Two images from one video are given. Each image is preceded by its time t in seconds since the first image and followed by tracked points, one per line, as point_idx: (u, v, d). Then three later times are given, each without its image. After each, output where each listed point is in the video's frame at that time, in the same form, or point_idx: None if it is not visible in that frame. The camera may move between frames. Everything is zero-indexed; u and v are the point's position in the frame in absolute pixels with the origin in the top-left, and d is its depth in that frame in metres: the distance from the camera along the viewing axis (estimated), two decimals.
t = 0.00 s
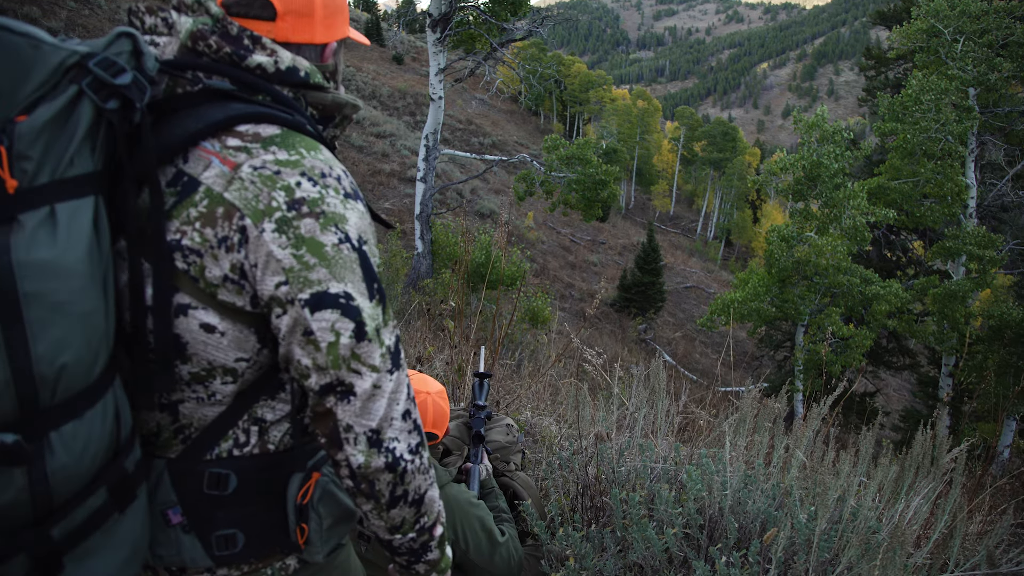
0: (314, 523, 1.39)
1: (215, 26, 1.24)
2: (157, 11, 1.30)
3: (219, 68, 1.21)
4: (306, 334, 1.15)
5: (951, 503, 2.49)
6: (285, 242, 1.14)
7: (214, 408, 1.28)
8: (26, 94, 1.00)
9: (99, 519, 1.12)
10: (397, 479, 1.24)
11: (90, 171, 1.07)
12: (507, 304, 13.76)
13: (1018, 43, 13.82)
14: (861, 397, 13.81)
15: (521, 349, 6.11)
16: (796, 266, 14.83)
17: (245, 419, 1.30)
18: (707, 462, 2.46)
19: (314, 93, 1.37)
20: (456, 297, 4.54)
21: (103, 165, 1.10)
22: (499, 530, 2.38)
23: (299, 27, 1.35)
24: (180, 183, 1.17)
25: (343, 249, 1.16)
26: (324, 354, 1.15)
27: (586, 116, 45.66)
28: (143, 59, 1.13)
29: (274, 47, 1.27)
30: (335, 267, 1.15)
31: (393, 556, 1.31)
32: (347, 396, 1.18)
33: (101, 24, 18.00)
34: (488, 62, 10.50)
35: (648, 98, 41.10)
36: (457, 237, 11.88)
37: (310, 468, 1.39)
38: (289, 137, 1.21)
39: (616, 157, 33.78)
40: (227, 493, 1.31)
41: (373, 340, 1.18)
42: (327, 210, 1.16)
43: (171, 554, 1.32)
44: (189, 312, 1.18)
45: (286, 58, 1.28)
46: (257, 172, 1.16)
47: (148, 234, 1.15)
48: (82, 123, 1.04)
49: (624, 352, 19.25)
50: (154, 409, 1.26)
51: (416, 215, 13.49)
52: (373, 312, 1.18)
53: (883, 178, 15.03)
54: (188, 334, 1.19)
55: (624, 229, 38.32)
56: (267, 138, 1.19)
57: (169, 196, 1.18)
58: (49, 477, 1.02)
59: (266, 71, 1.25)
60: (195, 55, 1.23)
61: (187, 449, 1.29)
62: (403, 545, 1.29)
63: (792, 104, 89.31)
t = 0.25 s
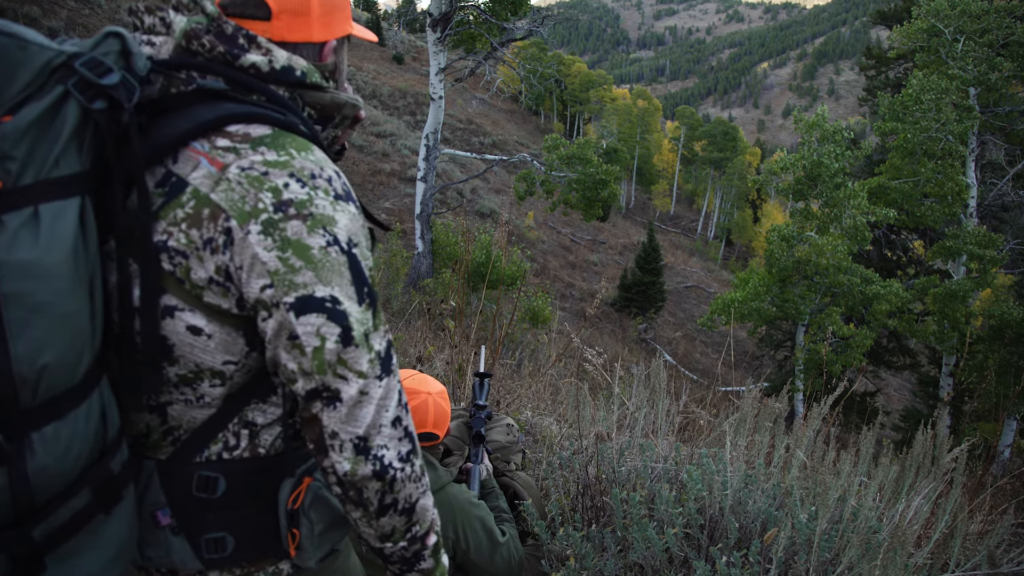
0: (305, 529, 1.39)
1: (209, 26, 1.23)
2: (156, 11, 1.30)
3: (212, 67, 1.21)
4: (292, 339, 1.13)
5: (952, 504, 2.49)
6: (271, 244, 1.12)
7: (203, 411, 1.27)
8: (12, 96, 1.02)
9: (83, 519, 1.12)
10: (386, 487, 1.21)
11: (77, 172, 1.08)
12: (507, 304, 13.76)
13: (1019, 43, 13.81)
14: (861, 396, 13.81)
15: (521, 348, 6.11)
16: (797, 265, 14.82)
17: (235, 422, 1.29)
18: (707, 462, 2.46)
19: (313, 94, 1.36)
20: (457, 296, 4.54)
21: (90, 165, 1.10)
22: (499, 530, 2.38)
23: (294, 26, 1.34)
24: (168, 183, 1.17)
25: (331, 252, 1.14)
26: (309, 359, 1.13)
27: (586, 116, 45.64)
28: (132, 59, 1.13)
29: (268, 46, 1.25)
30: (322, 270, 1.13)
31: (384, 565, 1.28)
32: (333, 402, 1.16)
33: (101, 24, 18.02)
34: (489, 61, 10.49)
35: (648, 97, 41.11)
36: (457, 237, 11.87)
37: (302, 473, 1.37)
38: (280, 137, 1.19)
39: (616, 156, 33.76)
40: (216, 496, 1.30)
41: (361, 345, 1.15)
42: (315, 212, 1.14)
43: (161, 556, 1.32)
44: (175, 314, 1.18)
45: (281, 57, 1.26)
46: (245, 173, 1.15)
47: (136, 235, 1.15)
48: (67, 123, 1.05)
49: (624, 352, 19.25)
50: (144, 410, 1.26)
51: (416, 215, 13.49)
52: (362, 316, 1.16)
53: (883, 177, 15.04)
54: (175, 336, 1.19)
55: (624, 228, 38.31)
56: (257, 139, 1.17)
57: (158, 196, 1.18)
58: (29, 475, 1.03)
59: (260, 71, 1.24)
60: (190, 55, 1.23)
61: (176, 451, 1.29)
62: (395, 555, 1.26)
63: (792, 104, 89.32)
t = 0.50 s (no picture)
0: (297, 541, 1.37)
1: (203, 29, 1.22)
2: (158, 16, 1.31)
3: (206, 72, 1.20)
4: (275, 348, 1.12)
5: (954, 508, 2.48)
6: (254, 252, 1.11)
7: (192, 419, 1.26)
8: None
9: (66, 527, 1.11)
10: (372, 502, 1.19)
11: (63, 177, 1.07)
12: (508, 307, 13.74)
13: (1019, 46, 13.81)
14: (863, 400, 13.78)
15: (522, 352, 6.09)
16: (798, 269, 14.81)
17: (226, 431, 1.27)
18: (709, 466, 2.44)
19: (311, 97, 1.34)
20: (458, 300, 4.52)
21: (77, 171, 1.10)
22: (500, 535, 2.37)
23: (291, 25, 1.31)
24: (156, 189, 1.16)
25: (315, 261, 1.12)
26: (292, 369, 1.12)
27: (587, 119, 45.68)
28: (121, 64, 1.12)
29: (263, 50, 1.24)
30: (305, 279, 1.11)
31: None
32: (317, 414, 1.14)
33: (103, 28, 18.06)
34: (490, 65, 10.49)
35: (649, 101, 41.17)
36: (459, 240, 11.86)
37: (294, 483, 1.35)
38: (269, 142, 1.17)
39: (617, 160, 33.79)
40: (206, 506, 1.28)
41: (346, 356, 1.13)
42: (301, 219, 1.13)
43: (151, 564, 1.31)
44: (162, 321, 1.16)
45: (276, 60, 1.24)
46: (230, 178, 1.13)
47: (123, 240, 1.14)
48: (54, 129, 1.05)
49: (625, 355, 19.22)
50: (134, 418, 1.25)
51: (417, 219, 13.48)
52: (347, 327, 1.14)
53: (884, 180, 15.04)
54: (161, 343, 1.17)
55: (625, 232, 38.31)
56: (245, 144, 1.16)
57: (146, 202, 1.16)
58: (8, 483, 1.02)
59: (253, 74, 1.23)
60: (185, 60, 1.23)
61: (168, 459, 1.28)
62: (383, 569, 1.24)
63: (793, 107, 89.41)
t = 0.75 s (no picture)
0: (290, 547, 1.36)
1: (193, 28, 1.22)
2: (153, 14, 1.31)
3: (196, 71, 1.20)
4: (257, 353, 1.11)
5: (954, 510, 2.47)
6: (235, 254, 1.09)
7: (182, 422, 1.24)
8: None
9: (53, 528, 1.11)
10: (358, 511, 1.18)
11: (48, 179, 1.07)
12: (509, 309, 13.74)
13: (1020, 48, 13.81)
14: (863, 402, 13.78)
15: (524, 354, 6.08)
16: (799, 271, 14.82)
17: (218, 434, 1.26)
18: (710, 468, 2.44)
19: (308, 95, 1.33)
20: (458, 302, 4.52)
21: (63, 173, 1.10)
22: (503, 538, 2.37)
23: (286, 23, 1.31)
24: (142, 190, 1.15)
25: (299, 262, 1.10)
26: (274, 374, 1.10)
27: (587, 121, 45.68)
28: (107, 63, 1.13)
29: (255, 47, 1.23)
30: (288, 281, 1.10)
31: None
32: (299, 421, 1.13)
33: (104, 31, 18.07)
34: (490, 67, 10.43)
35: (649, 103, 41.18)
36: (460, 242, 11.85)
37: (285, 489, 1.34)
38: (255, 141, 1.16)
39: (618, 162, 33.80)
40: (198, 509, 1.28)
41: (329, 361, 1.12)
42: (285, 220, 1.11)
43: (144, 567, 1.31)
44: (148, 323, 1.15)
45: (268, 58, 1.24)
46: (214, 178, 1.12)
47: (110, 243, 1.13)
48: (37, 130, 1.05)
49: (626, 358, 19.21)
50: (124, 420, 1.24)
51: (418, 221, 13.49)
52: (332, 331, 1.12)
53: (885, 182, 15.05)
54: (147, 346, 1.16)
55: (626, 234, 38.32)
56: (232, 143, 1.15)
57: (132, 203, 1.16)
58: None
59: (244, 72, 1.22)
60: (177, 59, 1.23)
61: (159, 461, 1.27)
62: None
63: (793, 109, 89.45)
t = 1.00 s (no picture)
0: (286, 552, 1.36)
1: (191, 28, 1.22)
2: (155, 14, 1.31)
3: (193, 71, 1.20)
4: (247, 357, 1.10)
5: (955, 510, 2.47)
6: (226, 257, 1.09)
7: (178, 425, 1.24)
8: None
9: (49, 529, 1.11)
10: (350, 520, 1.17)
11: (42, 180, 1.06)
12: (510, 310, 13.73)
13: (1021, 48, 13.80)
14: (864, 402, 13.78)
15: (525, 354, 6.08)
16: (800, 271, 14.81)
17: (214, 438, 1.26)
18: (711, 467, 2.44)
19: (308, 95, 1.33)
20: (459, 302, 4.52)
21: (57, 174, 1.09)
22: (504, 541, 2.37)
23: (290, 23, 1.32)
24: (137, 192, 1.15)
25: (291, 267, 1.10)
26: (265, 379, 1.10)
27: (589, 121, 45.67)
28: (102, 64, 1.11)
29: (253, 47, 1.24)
30: (278, 285, 1.09)
31: None
32: (289, 427, 1.13)
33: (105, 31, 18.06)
34: (492, 67, 10.46)
35: (650, 103, 41.15)
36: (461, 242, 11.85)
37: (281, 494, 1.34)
38: (250, 143, 1.16)
39: (619, 162, 33.78)
40: (193, 511, 1.28)
41: (321, 368, 1.11)
42: (277, 223, 1.11)
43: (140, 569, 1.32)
44: (142, 326, 1.15)
45: (266, 58, 1.24)
46: (207, 181, 1.11)
47: (105, 245, 1.13)
48: (30, 131, 1.04)
49: (628, 358, 19.21)
50: (121, 421, 1.24)
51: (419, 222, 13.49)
52: (324, 336, 1.12)
53: (886, 183, 15.05)
54: (141, 349, 1.16)
55: (627, 234, 38.32)
56: (226, 145, 1.15)
57: (127, 205, 1.16)
58: None
59: (242, 72, 1.23)
60: (176, 59, 1.23)
61: (155, 464, 1.27)
62: None
63: (795, 109, 89.45)
